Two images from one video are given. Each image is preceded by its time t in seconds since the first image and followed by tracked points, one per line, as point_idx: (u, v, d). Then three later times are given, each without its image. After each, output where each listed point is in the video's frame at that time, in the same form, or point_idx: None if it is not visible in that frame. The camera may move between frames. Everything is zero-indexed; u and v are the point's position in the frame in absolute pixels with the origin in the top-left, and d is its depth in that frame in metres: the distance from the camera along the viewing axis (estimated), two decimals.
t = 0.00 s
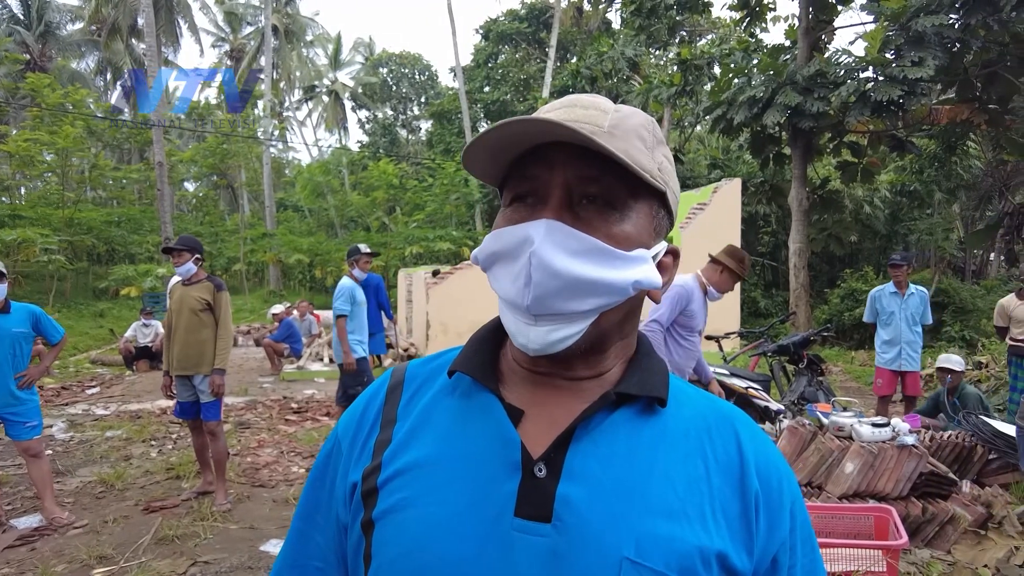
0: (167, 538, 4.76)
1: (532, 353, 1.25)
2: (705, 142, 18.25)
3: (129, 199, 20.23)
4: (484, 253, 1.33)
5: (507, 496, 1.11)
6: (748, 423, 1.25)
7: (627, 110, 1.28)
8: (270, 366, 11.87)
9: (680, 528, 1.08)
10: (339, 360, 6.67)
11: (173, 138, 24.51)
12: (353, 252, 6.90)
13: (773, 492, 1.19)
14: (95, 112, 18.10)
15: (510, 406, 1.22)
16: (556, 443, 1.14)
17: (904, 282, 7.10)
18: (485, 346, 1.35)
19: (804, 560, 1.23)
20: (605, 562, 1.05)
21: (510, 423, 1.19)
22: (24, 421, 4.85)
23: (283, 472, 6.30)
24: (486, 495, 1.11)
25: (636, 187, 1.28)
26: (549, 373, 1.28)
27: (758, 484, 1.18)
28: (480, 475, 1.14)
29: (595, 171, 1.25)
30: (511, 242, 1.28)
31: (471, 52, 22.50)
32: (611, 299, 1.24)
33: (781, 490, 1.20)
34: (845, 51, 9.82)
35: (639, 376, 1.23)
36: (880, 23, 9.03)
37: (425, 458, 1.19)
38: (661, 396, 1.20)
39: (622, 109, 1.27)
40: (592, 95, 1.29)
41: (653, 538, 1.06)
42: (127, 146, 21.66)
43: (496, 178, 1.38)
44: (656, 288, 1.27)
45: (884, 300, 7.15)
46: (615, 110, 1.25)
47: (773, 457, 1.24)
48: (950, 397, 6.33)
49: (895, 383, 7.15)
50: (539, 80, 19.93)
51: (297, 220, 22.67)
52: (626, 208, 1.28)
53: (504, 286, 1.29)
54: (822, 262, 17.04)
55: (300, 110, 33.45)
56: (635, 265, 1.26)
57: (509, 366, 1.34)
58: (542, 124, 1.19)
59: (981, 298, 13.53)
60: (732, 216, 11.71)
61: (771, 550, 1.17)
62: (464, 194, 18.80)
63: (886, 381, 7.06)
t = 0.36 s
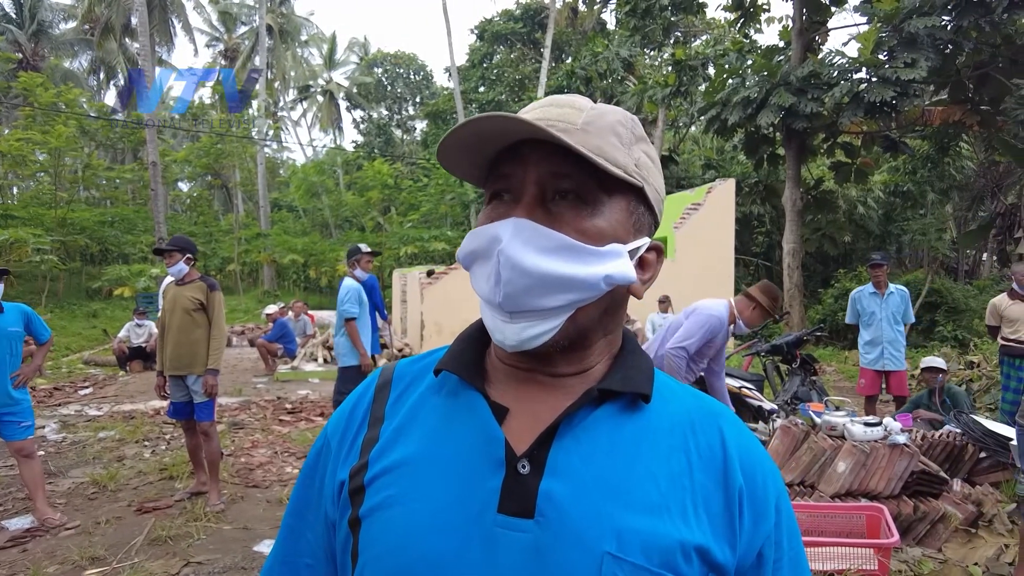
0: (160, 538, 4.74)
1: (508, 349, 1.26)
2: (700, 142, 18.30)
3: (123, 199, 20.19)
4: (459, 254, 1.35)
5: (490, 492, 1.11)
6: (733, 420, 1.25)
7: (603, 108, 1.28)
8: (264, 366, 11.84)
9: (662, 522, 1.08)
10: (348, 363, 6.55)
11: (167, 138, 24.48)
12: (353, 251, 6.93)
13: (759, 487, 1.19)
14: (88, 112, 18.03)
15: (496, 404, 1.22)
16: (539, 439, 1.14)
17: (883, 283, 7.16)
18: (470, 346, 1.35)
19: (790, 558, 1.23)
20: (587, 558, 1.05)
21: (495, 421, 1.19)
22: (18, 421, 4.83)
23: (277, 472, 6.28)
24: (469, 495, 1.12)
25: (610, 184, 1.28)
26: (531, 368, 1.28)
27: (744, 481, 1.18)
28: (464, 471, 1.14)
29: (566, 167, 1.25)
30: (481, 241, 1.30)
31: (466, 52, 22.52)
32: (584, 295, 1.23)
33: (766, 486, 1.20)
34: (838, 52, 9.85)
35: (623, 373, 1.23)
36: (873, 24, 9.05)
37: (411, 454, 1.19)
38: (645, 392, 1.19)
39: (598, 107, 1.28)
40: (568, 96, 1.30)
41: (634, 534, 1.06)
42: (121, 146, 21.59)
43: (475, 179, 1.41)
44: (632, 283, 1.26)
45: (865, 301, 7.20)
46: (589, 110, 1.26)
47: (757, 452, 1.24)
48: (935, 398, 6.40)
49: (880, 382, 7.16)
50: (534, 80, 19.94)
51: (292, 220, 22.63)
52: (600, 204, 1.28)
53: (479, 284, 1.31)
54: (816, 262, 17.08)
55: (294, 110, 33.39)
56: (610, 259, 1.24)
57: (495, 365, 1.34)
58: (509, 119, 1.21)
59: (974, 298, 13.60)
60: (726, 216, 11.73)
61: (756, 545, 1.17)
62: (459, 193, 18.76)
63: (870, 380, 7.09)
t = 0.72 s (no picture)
0: (155, 540, 4.73)
1: (485, 342, 1.28)
2: (695, 143, 18.33)
3: (116, 199, 20.11)
4: (439, 254, 1.39)
5: (482, 491, 1.12)
6: (726, 414, 1.25)
7: (576, 108, 1.28)
8: (259, 367, 11.81)
9: (653, 518, 1.09)
10: (348, 365, 6.63)
11: (161, 137, 24.38)
12: (359, 250, 6.89)
13: (752, 481, 1.19)
14: (82, 112, 17.97)
15: (487, 406, 1.22)
16: (529, 439, 1.15)
17: (875, 283, 7.18)
18: (461, 347, 1.36)
19: (788, 549, 1.23)
20: (578, 554, 1.05)
21: (487, 422, 1.19)
22: (16, 422, 4.81)
23: (272, 473, 6.27)
24: (459, 495, 1.13)
25: (584, 183, 1.28)
26: (515, 367, 1.30)
27: (736, 475, 1.18)
28: (456, 471, 1.15)
29: (536, 168, 1.26)
30: (455, 240, 1.35)
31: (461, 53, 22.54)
32: (555, 289, 1.24)
33: (759, 480, 1.20)
34: (832, 53, 9.89)
35: (610, 370, 1.24)
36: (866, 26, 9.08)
37: (404, 457, 1.20)
38: (634, 388, 1.20)
39: (570, 107, 1.28)
40: (543, 98, 1.31)
41: (625, 530, 1.07)
42: (114, 146, 21.50)
43: (455, 184, 1.43)
44: (607, 279, 1.26)
45: (857, 301, 7.23)
46: (561, 111, 1.27)
47: (749, 446, 1.24)
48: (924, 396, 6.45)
49: (872, 383, 7.21)
50: (529, 80, 19.91)
51: (286, 220, 22.58)
52: (573, 203, 1.28)
53: (456, 281, 1.35)
54: (810, 262, 17.13)
55: (289, 111, 33.32)
56: (584, 255, 1.25)
57: (485, 367, 1.35)
58: (475, 124, 1.23)
59: (966, 298, 13.67)
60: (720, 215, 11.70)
61: (752, 538, 1.18)
62: (454, 194, 18.71)
63: (862, 381, 7.12)
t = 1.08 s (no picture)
0: (150, 540, 4.72)
1: (481, 342, 1.28)
2: (690, 143, 18.37)
3: (110, 199, 20.04)
4: (435, 257, 1.39)
5: (476, 490, 1.11)
6: (719, 409, 1.24)
7: (566, 108, 1.28)
8: (254, 367, 11.78)
9: (648, 513, 1.08)
10: (349, 366, 6.64)
11: (156, 137, 24.33)
12: (360, 251, 6.83)
13: (746, 473, 1.18)
14: (77, 111, 17.90)
15: (481, 405, 1.22)
16: (523, 435, 1.14)
17: (876, 283, 7.19)
18: (456, 349, 1.36)
19: (787, 540, 1.21)
20: (572, 549, 1.05)
21: (481, 421, 1.19)
22: (14, 420, 4.80)
23: (268, 473, 6.26)
24: (455, 494, 1.12)
25: (575, 181, 1.28)
26: (511, 366, 1.29)
27: (729, 467, 1.17)
28: (450, 469, 1.14)
29: (529, 168, 1.26)
30: (451, 240, 1.34)
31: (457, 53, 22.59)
32: (553, 288, 1.24)
33: (754, 472, 1.19)
34: (827, 54, 9.92)
35: (604, 366, 1.23)
36: (861, 27, 9.11)
37: (399, 457, 1.20)
38: (627, 384, 1.19)
39: (561, 108, 1.28)
40: (534, 99, 1.31)
41: (619, 524, 1.06)
42: (109, 145, 21.42)
43: (447, 184, 1.43)
44: (601, 276, 1.26)
45: (858, 301, 7.23)
46: (551, 110, 1.27)
47: (744, 439, 1.23)
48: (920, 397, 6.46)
49: (870, 383, 7.23)
50: (525, 80, 19.90)
51: (281, 220, 22.54)
52: (566, 201, 1.28)
53: (452, 281, 1.35)
54: (806, 262, 17.17)
55: (284, 110, 33.27)
56: (578, 253, 1.25)
57: (480, 367, 1.34)
58: (467, 122, 1.22)
59: (961, 298, 13.73)
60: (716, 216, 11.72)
61: (749, 530, 1.17)
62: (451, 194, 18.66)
63: (861, 381, 7.14)
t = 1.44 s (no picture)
0: (146, 541, 4.70)
1: (482, 341, 1.27)
2: (687, 143, 18.36)
3: (106, 199, 19.98)
4: (434, 255, 1.37)
5: (475, 492, 1.10)
6: (716, 406, 1.24)
7: (567, 108, 1.28)
8: (250, 367, 11.75)
9: (647, 513, 1.08)
10: (353, 368, 6.61)
11: (152, 137, 24.26)
12: (365, 251, 6.88)
13: (743, 471, 1.17)
14: (72, 111, 17.80)
15: (479, 407, 1.21)
16: (522, 437, 1.14)
17: (879, 283, 7.19)
18: (454, 351, 1.35)
19: (784, 537, 1.21)
20: (571, 550, 1.04)
21: (479, 423, 1.18)
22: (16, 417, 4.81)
23: (265, 473, 6.25)
24: (454, 495, 1.11)
25: (575, 181, 1.27)
26: (510, 367, 1.29)
27: (727, 465, 1.16)
28: (450, 472, 1.14)
29: (532, 167, 1.26)
30: (451, 239, 1.33)
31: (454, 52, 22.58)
32: (556, 286, 1.23)
33: (751, 469, 1.18)
34: (824, 55, 9.94)
35: (602, 365, 1.23)
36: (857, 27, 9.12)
37: (397, 460, 1.19)
38: (625, 383, 1.19)
39: (561, 108, 1.27)
40: (533, 99, 1.30)
41: (618, 523, 1.06)
42: (104, 145, 21.34)
43: (446, 185, 1.42)
44: (601, 275, 1.25)
45: (861, 300, 7.25)
46: (552, 110, 1.26)
47: (741, 438, 1.22)
48: (920, 398, 6.46)
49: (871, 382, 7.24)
50: (522, 80, 19.83)
51: (278, 220, 22.52)
52: (567, 201, 1.28)
53: (452, 281, 1.34)
54: (802, 262, 17.20)
55: (281, 110, 33.22)
56: (579, 252, 1.25)
57: (478, 367, 1.34)
58: (469, 120, 1.21)
59: (956, 298, 13.77)
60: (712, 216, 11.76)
61: (746, 529, 1.16)
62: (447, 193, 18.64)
63: (861, 380, 7.16)
